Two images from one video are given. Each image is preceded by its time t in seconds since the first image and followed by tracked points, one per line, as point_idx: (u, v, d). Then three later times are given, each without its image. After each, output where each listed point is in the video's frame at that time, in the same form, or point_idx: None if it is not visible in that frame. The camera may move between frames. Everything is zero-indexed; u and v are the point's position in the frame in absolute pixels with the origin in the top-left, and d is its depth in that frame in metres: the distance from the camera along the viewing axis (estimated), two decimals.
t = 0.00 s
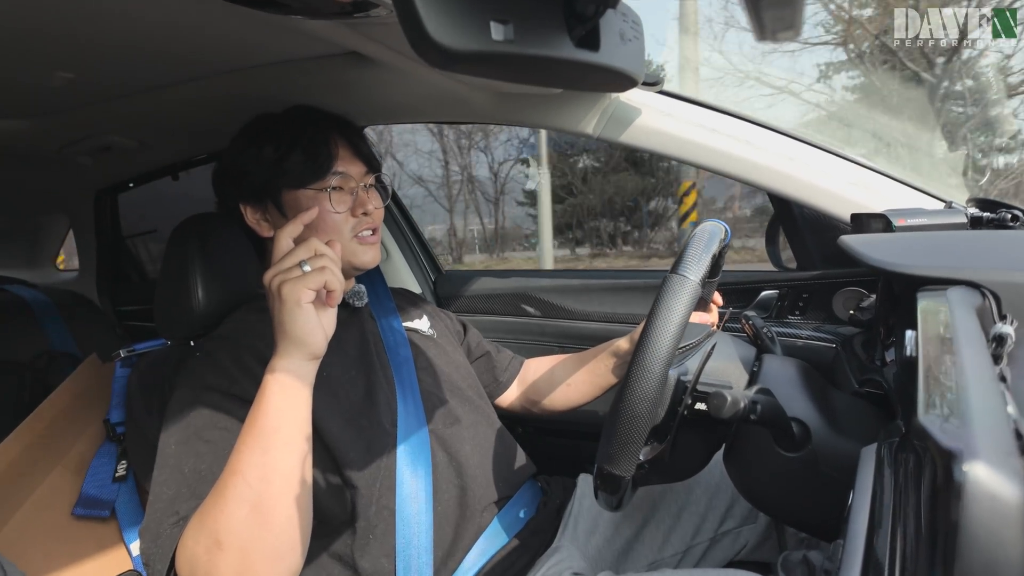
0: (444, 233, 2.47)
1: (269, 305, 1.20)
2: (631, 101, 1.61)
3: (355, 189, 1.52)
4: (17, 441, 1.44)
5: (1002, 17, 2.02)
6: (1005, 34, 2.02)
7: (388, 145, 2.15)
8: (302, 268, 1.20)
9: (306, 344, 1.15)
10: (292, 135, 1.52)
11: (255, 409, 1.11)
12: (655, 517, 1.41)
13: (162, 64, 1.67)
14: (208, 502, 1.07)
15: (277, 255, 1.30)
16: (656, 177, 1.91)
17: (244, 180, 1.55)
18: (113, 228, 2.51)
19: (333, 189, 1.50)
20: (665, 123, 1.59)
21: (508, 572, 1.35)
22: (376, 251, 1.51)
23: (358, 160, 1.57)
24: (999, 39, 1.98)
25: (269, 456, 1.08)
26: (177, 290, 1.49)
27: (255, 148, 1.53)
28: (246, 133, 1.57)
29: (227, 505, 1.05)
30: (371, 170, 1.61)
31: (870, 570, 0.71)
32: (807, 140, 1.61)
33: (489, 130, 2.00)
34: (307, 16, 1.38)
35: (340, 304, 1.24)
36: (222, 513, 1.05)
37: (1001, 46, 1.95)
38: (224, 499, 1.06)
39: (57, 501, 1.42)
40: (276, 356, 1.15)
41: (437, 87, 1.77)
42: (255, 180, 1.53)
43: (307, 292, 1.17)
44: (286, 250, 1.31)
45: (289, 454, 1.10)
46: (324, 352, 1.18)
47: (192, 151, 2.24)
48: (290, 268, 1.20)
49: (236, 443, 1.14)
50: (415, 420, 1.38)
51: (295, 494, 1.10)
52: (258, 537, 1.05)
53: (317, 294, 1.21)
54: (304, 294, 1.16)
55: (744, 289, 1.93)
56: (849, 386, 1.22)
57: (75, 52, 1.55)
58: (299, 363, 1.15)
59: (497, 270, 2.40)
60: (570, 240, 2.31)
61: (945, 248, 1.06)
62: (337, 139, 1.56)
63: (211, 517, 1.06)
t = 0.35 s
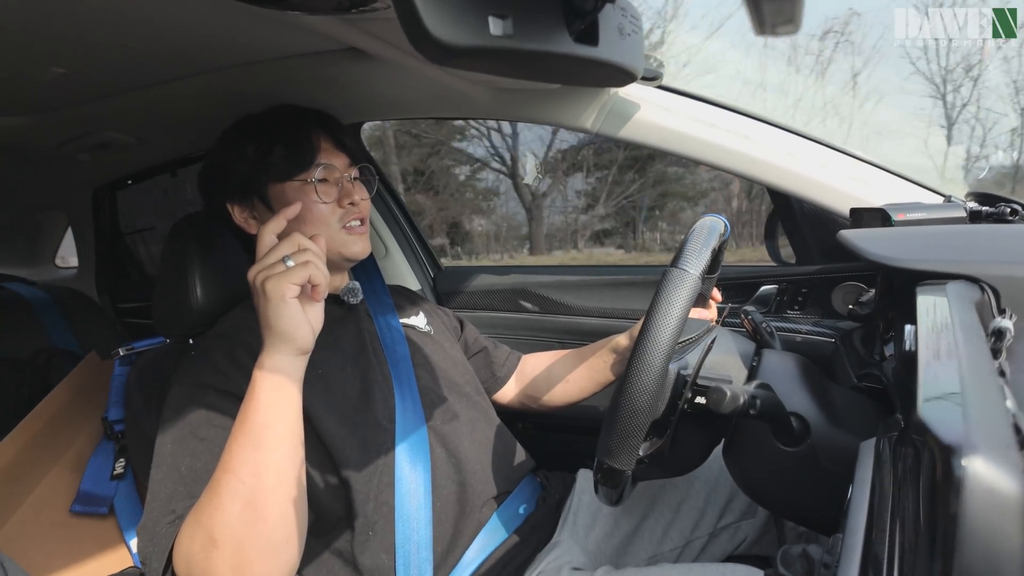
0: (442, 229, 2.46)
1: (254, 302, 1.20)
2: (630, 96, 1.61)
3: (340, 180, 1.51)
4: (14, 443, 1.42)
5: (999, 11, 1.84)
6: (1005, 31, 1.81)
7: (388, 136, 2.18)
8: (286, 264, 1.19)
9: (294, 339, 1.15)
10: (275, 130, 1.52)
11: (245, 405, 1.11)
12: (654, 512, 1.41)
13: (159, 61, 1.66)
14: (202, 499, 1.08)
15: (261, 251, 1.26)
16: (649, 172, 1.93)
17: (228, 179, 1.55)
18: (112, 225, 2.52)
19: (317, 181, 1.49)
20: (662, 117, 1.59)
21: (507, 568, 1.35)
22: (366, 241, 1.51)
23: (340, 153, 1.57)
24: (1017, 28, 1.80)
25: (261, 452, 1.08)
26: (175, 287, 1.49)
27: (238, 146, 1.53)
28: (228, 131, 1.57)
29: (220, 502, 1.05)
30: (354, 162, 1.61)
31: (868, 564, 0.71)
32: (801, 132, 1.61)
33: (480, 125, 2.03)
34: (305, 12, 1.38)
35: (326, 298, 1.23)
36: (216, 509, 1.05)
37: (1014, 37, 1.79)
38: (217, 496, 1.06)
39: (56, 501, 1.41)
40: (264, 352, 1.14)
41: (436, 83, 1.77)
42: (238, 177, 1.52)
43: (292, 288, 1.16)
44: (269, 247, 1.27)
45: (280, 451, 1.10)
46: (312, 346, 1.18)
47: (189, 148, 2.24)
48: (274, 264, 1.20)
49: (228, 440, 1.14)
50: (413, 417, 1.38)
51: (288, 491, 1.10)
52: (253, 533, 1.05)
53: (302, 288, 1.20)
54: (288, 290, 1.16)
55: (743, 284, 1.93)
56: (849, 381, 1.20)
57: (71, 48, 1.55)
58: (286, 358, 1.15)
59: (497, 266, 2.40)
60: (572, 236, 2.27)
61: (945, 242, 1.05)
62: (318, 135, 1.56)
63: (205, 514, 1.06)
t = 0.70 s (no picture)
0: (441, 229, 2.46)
1: (255, 303, 1.21)
2: (629, 95, 1.61)
3: (337, 182, 1.51)
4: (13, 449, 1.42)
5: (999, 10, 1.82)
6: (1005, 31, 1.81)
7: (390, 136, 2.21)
8: (287, 266, 1.20)
9: (295, 340, 1.15)
10: (269, 134, 1.52)
11: (247, 409, 1.11)
12: (654, 511, 1.41)
13: (158, 61, 1.67)
14: (204, 503, 1.08)
15: (262, 253, 1.27)
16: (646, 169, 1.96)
17: (225, 183, 1.55)
18: (112, 226, 2.52)
19: (315, 185, 1.49)
20: (661, 118, 1.59)
21: (508, 568, 1.36)
22: (364, 245, 1.51)
23: (337, 153, 1.57)
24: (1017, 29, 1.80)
25: (262, 455, 1.09)
26: (175, 288, 1.49)
27: (233, 150, 1.54)
28: (226, 134, 1.57)
29: (222, 504, 1.05)
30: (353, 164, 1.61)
31: (866, 562, 0.71)
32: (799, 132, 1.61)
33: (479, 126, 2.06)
34: (304, 12, 1.39)
35: (327, 300, 1.23)
36: (218, 512, 1.05)
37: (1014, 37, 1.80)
38: (218, 498, 1.06)
39: (60, 501, 1.42)
40: (265, 353, 1.15)
41: (436, 84, 1.77)
42: (235, 180, 1.53)
43: (292, 289, 1.17)
44: (270, 248, 1.28)
45: (282, 453, 1.11)
46: (314, 348, 1.18)
47: (189, 149, 2.24)
48: (274, 265, 1.20)
49: (230, 443, 1.14)
50: (414, 417, 1.38)
51: (289, 493, 1.11)
52: (255, 535, 1.06)
53: (302, 289, 1.21)
54: (288, 291, 1.16)
55: (742, 283, 1.92)
56: (848, 380, 1.20)
57: (71, 49, 1.55)
58: (290, 360, 1.15)
59: (497, 266, 2.40)
60: (570, 238, 2.27)
61: (943, 241, 1.06)
62: (314, 134, 1.55)
63: (206, 516, 1.06)
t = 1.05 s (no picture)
0: (440, 233, 2.45)
1: (257, 306, 1.20)
2: (629, 101, 1.62)
3: (342, 183, 1.51)
4: (14, 444, 1.42)
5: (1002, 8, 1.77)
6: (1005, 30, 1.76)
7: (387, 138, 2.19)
8: (288, 268, 1.20)
9: (296, 343, 1.15)
10: (275, 136, 1.51)
11: (246, 411, 1.11)
12: (654, 516, 1.41)
13: (160, 65, 1.67)
14: (202, 504, 1.07)
15: (264, 256, 1.27)
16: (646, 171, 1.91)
17: (230, 183, 1.55)
18: (112, 225, 2.50)
19: (320, 185, 1.49)
20: (662, 123, 1.60)
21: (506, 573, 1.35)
22: (365, 249, 1.51)
23: (342, 157, 1.58)
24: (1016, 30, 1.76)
25: (261, 457, 1.08)
26: (175, 291, 1.49)
27: (236, 152, 1.53)
28: (229, 135, 1.57)
29: (220, 507, 1.05)
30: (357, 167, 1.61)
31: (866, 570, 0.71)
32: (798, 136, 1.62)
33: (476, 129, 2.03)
34: (305, 17, 1.39)
35: (328, 303, 1.23)
36: (216, 515, 1.05)
37: (1014, 38, 1.76)
38: (217, 501, 1.06)
39: (55, 505, 1.42)
40: (266, 355, 1.15)
41: (437, 89, 1.78)
42: (239, 181, 1.53)
43: (293, 292, 1.17)
44: (272, 251, 1.28)
45: (281, 456, 1.10)
46: (315, 351, 1.18)
47: (189, 152, 2.24)
48: (276, 268, 1.20)
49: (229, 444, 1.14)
50: (413, 422, 1.38)
51: (288, 497, 1.10)
52: (253, 540, 1.05)
53: (303, 293, 1.20)
54: (290, 294, 1.16)
55: (742, 288, 1.92)
56: (849, 386, 1.22)
57: (73, 53, 1.55)
58: (289, 363, 1.15)
59: (497, 270, 2.39)
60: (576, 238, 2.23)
61: (943, 247, 1.06)
62: (320, 137, 1.56)
63: (204, 518, 1.06)
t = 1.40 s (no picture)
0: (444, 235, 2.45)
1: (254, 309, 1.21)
2: (630, 105, 1.62)
3: (340, 184, 1.51)
4: (19, 450, 1.43)
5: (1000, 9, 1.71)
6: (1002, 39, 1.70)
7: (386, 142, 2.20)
8: (285, 271, 1.20)
9: (294, 346, 1.15)
10: (275, 139, 1.52)
11: (246, 413, 1.11)
12: (656, 518, 1.41)
13: (162, 70, 1.67)
14: (203, 505, 1.08)
15: (261, 259, 1.27)
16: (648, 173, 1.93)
17: (230, 185, 1.55)
18: (115, 231, 2.51)
19: (318, 186, 1.49)
20: (663, 126, 1.60)
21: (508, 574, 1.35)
22: (365, 249, 1.51)
23: (340, 158, 1.58)
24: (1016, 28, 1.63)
25: (262, 459, 1.08)
26: (177, 293, 1.50)
27: (236, 155, 1.54)
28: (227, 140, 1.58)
29: (221, 509, 1.05)
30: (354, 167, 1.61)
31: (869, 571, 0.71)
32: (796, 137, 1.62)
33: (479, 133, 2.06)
34: (306, 20, 1.39)
35: (326, 305, 1.24)
36: (217, 517, 1.05)
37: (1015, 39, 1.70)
38: (218, 502, 1.06)
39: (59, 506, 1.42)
40: (265, 358, 1.15)
41: (438, 92, 1.78)
42: (238, 183, 1.53)
43: (291, 295, 1.17)
44: (269, 254, 1.28)
45: (281, 458, 1.10)
46: (313, 353, 1.18)
47: (191, 156, 2.25)
48: (273, 271, 1.20)
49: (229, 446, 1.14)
50: (415, 423, 1.38)
51: (288, 498, 1.10)
52: (254, 541, 1.06)
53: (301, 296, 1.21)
54: (287, 297, 1.17)
55: (743, 290, 1.93)
56: (850, 388, 1.22)
57: (76, 57, 1.56)
58: (287, 366, 1.15)
59: (498, 273, 2.40)
60: (570, 240, 2.26)
61: (943, 250, 1.06)
62: (317, 138, 1.56)
63: (206, 520, 1.06)
